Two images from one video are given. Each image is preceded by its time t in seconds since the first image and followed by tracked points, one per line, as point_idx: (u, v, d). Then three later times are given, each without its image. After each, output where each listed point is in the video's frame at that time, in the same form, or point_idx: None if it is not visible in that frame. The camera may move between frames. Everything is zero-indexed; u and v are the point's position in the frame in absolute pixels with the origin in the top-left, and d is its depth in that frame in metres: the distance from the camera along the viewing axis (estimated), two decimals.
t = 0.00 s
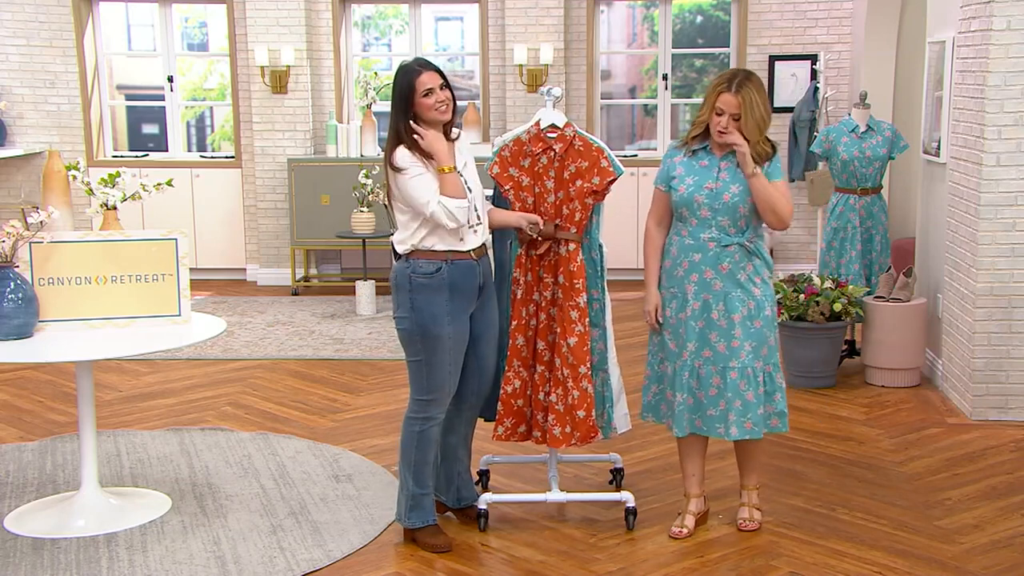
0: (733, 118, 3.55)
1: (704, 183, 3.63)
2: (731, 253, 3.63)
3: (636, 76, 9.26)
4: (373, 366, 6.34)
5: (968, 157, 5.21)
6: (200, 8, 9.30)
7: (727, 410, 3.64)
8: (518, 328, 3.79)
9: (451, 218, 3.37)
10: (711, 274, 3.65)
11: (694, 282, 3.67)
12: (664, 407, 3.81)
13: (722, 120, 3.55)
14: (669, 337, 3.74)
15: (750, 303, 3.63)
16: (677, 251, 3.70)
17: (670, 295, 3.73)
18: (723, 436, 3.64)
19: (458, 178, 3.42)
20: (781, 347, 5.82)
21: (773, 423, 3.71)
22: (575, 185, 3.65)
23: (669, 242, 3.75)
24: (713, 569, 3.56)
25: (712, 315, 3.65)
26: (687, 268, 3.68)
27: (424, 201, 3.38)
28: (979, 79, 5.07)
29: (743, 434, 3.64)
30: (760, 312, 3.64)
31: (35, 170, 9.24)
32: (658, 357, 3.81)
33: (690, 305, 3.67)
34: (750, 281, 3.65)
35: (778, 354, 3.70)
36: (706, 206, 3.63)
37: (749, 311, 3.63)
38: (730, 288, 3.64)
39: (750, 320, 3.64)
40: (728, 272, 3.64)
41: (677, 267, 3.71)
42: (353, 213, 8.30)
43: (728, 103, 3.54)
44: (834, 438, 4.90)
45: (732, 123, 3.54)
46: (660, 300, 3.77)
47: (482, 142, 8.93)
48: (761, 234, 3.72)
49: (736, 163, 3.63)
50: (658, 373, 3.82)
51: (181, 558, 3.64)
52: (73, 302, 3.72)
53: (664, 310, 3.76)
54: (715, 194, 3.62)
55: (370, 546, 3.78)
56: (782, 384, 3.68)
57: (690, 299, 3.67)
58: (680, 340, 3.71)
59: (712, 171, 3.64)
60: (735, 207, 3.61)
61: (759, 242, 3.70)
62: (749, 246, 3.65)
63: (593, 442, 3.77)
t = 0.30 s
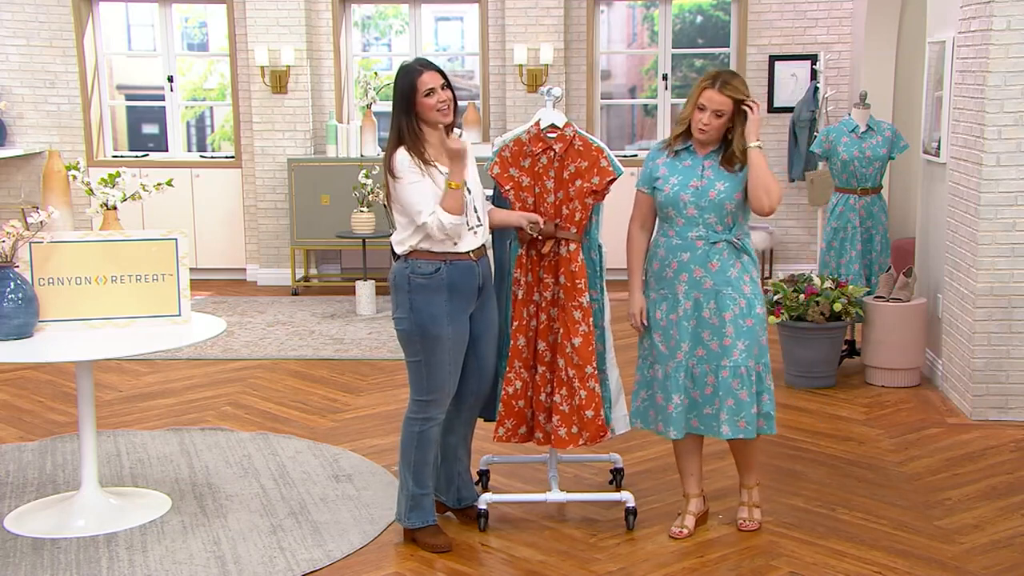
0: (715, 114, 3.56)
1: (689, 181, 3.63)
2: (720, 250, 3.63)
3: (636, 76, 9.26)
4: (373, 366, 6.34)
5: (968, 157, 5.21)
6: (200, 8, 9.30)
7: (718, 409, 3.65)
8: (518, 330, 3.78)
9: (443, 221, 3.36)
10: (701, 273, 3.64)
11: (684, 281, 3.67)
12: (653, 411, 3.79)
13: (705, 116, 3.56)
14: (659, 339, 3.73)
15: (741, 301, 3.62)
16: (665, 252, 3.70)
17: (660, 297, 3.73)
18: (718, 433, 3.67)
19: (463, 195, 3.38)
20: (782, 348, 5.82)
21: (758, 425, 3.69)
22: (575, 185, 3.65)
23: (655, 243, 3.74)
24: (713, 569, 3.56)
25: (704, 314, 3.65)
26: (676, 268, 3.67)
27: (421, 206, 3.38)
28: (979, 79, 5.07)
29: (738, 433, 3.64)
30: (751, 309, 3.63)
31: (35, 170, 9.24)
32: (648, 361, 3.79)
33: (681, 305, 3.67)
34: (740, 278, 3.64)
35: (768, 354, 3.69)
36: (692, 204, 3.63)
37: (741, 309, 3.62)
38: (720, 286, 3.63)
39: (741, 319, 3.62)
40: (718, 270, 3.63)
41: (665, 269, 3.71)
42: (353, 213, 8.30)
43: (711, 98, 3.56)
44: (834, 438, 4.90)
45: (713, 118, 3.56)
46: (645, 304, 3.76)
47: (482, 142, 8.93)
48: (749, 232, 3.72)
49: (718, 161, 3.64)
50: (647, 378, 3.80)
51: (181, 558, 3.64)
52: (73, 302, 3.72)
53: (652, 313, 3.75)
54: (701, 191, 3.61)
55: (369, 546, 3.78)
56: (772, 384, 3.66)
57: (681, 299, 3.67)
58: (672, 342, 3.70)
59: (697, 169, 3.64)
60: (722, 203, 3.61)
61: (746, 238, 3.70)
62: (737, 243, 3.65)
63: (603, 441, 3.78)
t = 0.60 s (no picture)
0: (705, 104, 3.56)
1: (682, 183, 3.63)
2: (714, 251, 3.63)
3: (636, 76, 9.26)
4: (373, 366, 6.34)
5: (968, 157, 5.21)
6: (200, 8, 9.30)
7: (718, 412, 3.63)
8: (517, 330, 3.77)
9: (464, 236, 3.38)
10: (695, 274, 3.64)
11: (678, 283, 3.67)
12: (644, 415, 3.78)
13: (695, 107, 3.57)
14: (652, 341, 3.73)
15: (736, 302, 3.62)
16: (658, 254, 3.70)
17: (655, 299, 3.73)
18: (716, 438, 3.64)
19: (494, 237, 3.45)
20: (781, 348, 5.82)
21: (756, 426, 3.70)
22: (575, 184, 3.65)
23: (649, 245, 3.74)
24: (712, 569, 3.56)
25: (699, 315, 3.64)
26: (670, 270, 3.67)
27: (434, 211, 3.37)
28: (979, 79, 5.07)
29: (737, 436, 3.62)
30: (746, 311, 3.63)
31: (35, 170, 9.24)
32: (642, 363, 3.78)
33: (676, 307, 3.67)
34: (735, 279, 3.63)
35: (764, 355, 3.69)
36: (685, 205, 3.62)
37: (736, 310, 3.62)
38: (715, 288, 3.63)
39: (737, 320, 3.62)
40: (712, 272, 3.63)
41: (659, 270, 3.70)
42: (353, 213, 8.29)
43: (699, 89, 3.56)
44: (834, 437, 4.90)
45: (703, 109, 3.56)
46: (639, 306, 3.77)
47: (481, 143, 8.93)
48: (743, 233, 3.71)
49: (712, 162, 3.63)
50: (641, 380, 3.79)
51: (181, 558, 3.64)
52: (73, 302, 3.72)
53: (646, 315, 3.75)
54: (694, 193, 3.61)
55: (369, 546, 3.78)
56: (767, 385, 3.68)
57: (676, 300, 3.67)
58: (665, 344, 3.69)
59: (690, 170, 3.64)
60: (715, 204, 3.61)
61: (740, 240, 3.68)
62: (731, 244, 3.65)
63: (606, 440, 3.79)
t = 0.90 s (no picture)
0: (703, 96, 3.56)
1: (679, 185, 3.63)
2: (712, 254, 3.63)
3: (636, 76, 9.26)
4: (373, 366, 6.34)
5: (968, 157, 5.21)
6: (200, 8, 9.30)
7: (719, 415, 3.63)
8: (517, 330, 3.77)
9: (478, 242, 3.41)
10: (693, 277, 3.64)
11: (677, 286, 3.66)
12: (644, 415, 3.79)
13: (691, 99, 3.56)
14: (652, 342, 3.73)
15: (735, 304, 3.61)
16: (658, 255, 3.70)
17: (654, 300, 3.73)
18: (719, 441, 3.64)
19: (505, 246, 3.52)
20: (782, 347, 5.82)
21: (757, 426, 3.71)
22: (575, 185, 3.65)
23: (648, 246, 3.75)
24: (712, 569, 3.56)
25: (698, 318, 3.63)
26: (669, 272, 3.67)
27: (451, 214, 3.37)
28: (979, 79, 5.07)
29: (737, 438, 3.62)
30: (746, 312, 3.62)
31: (35, 170, 9.24)
32: (643, 364, 3.79)
33: (675, 309, 3.67)
34: (734, 281, 3.63)
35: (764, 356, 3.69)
36: (683, 208, 3.62)
37: (736, 313, 3.61)
38: (714, 291, 3.62)
39: (736, 322, 3.62)
40: (710, 274, 3.63)
41: (658, 272, 3.71)
42: (353, 213, 8.29)
43: (694, 82, 3.56)
44: (835, 437, 4.90)
45: (701, 101, 3.55)
46: (640, 304, 3.77)
47: (481, 143, 8.93)
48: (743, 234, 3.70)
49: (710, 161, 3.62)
50: (642, 380, 3.80)
51: (181, 558, 3.64)
52: (73, 302, 3.72)
53: (645, 316, 3.75)
54: (691, 195, 3.61)
55: (370, 546, 3.78)
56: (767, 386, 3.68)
57: (675, 303, 3.67)
58: (665, 346, 3.70)
59: (687, 172, 3.63)
60: (713, 207, 3.60)
61: (739, 242, 3.68)
62: (729, 246, 3.64)
63: (596, 441, 3.78)
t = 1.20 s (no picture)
0: (703, 95, 3.55)
1: (683, 184, 3.63)
2: (715, 253, 3.62)
3: (636, 76, 9.26)
4: (373, 366, 6.34)
5: (968, 157, 5.21)
6: (200, 8, 9.30)
7: (718, 414, 3.63)
8: (517, 329, 3.77)
9: (483, 245, 3.42)
10: (696, 277, 3.63)
11: (680, 285, 3.66)
12: (653, 414, 3.80)
13: (692, 99, 3.56)
14: (658, 341, 3.74)
15: (738, 304, 3.61)
16: (663, 254, 3.70)
17: (660, 299, 3.73)
18: (718, 441, 3.64)
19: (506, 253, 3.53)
20: (782, 347, 5.82)
21: (757, 427, 3.71)
22: (575, 185, 3.65)
23: (654, 247, 3.76)
24: (712, 569, 3.56)
25: (700, 318, 3.63)
26: (672, 271, 3.67)
27: (460, 216, 3.38)
28: (979, 79, 5.07)
29: (733, 438, 3.64)
30: (747, 313, 3.62)
31: (35, 170, 9.24)
32: (649, 363, 3.80)
33: (677, 308, 3.66)
34: (736, 282, 3.62)
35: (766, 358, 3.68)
36: (686, 206, 3.62)
37: (737, 313, 3.61)
38: (716, 291, 3.61)
39: (738, 323, 3.61)
40: (713, 274, 3.62)
41: (663, 271, 3.71)
42: (353, 213, 8.28)
43: (696, 81, 3.56)
44: (835, 438, 4.90)
45: (701, 100, 3.55)
46: (647, 303, 3.78)
47: (481, 143, 8.93)
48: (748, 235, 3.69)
49: (715, 160, 3.62)
50: (649, 378, 3.81)
51: (181, 558, 3.64)
52: (73, 302, 3.72)
53: (652, 315, 3.77)
54: (695, 194, 3.60)
55: (370, 546, 3.78)
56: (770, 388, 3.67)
57: (678, 302, 3.66)
58: (669, 345, 3.70)
59: (691, 170, 3.63)
60: (716, 206, 3.59)
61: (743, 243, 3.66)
62: (733, 246, 3.63)
63: (595, 440, 3.78)
